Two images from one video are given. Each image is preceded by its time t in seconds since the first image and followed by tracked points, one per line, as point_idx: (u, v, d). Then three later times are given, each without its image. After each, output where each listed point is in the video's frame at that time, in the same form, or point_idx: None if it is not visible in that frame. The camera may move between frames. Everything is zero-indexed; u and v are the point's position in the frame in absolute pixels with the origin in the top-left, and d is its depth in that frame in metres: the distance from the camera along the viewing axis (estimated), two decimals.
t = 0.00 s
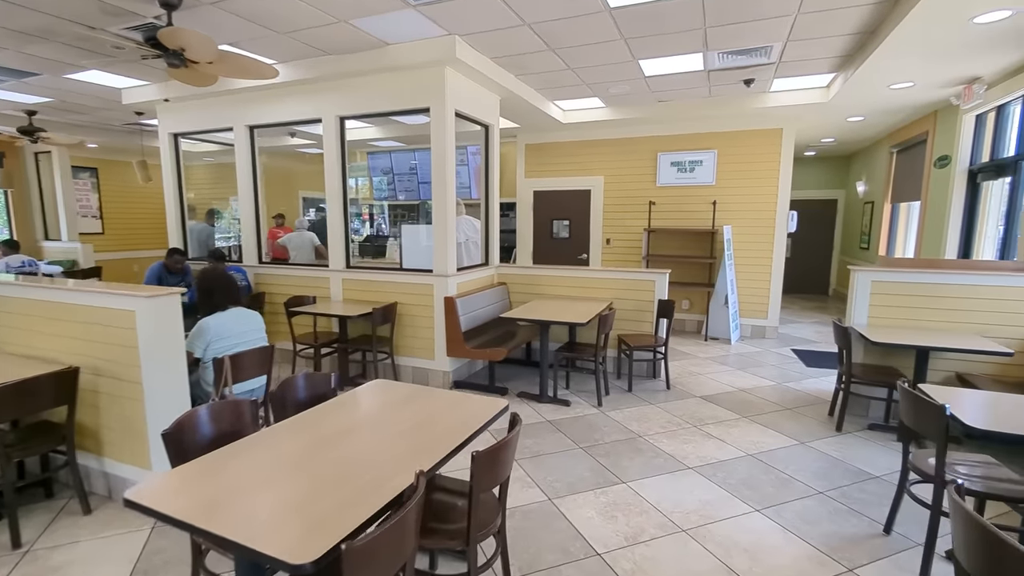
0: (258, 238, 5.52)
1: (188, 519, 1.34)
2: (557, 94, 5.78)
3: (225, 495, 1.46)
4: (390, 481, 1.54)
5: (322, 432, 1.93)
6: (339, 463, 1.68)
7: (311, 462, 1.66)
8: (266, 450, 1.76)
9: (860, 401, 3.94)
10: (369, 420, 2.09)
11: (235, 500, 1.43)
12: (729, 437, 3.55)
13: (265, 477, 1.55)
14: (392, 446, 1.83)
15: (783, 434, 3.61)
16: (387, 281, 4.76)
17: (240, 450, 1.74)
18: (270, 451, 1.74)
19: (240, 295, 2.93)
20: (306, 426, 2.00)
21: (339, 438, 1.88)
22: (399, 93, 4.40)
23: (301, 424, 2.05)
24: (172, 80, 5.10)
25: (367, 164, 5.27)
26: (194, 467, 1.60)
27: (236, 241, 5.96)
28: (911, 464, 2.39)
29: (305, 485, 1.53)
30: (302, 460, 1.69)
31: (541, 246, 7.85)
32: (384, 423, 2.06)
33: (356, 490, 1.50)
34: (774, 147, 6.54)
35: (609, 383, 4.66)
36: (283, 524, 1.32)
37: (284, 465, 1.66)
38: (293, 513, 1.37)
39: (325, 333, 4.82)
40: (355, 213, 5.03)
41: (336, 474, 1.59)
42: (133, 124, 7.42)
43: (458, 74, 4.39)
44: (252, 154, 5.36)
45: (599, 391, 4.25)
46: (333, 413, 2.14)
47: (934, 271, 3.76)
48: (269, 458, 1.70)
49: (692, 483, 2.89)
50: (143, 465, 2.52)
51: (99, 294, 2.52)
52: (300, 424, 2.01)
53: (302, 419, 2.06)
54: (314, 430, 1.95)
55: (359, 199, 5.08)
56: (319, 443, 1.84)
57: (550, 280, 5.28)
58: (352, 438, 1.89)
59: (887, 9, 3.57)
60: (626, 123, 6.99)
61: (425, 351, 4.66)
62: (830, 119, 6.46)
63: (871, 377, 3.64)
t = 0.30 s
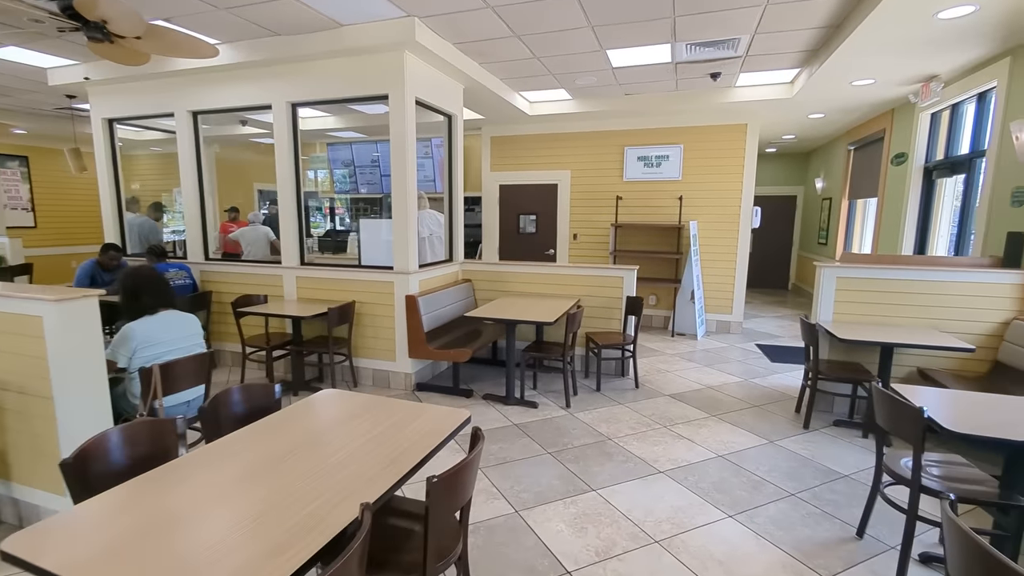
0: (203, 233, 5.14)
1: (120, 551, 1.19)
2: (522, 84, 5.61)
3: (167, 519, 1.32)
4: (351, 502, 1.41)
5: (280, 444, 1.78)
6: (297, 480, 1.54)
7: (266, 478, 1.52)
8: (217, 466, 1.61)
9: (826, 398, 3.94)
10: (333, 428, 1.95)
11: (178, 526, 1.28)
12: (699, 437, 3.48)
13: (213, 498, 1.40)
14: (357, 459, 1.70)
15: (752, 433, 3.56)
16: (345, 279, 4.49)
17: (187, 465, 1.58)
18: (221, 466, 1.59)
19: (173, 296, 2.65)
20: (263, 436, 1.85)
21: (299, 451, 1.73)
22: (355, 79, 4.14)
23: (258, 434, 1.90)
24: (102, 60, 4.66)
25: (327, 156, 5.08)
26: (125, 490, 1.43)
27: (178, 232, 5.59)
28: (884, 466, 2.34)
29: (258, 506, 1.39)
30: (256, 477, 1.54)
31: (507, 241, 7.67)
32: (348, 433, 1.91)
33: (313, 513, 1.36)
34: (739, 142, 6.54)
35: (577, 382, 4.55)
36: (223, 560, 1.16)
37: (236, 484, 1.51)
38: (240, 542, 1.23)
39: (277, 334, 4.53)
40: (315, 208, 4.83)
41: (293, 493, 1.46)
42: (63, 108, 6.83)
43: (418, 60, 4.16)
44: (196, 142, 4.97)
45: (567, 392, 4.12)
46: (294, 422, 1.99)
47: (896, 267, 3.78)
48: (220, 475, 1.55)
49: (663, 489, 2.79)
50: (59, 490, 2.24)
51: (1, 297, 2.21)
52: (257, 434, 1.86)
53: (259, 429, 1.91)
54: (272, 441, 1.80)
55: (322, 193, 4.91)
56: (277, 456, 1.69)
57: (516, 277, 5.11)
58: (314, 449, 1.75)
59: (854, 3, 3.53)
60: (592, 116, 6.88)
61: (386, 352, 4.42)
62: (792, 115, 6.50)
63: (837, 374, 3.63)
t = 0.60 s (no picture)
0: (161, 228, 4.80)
1: None
2: (502, 75, 5.39)
3: (116, 545, 1.18)
4: (323, 520, 1.30)
5: (247, 456, 1.64)
6: (265, 496, 1.41)
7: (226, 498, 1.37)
8: (176, 482, 1.47)
9: (815, 401, 3.81)
10: (304, 437, 1.82)
11: (124, 555, 1.14)
12: (687, 444, 3.31)
13: (166, 521, 1.26)
14: (330, 471, 1.58)
15: (741, 439, 3.41)
16: (312, 278, 4.21)
17: (143, 481, 1.43)
18: (181, 481, 1.45)
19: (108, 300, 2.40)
20: (226, 448, 1.69)
21: (265, 464, 1.59)
22: (322, 64, 3.87)
23: (222, 445, 1.76)
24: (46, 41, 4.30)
25: (303, 150, 4.76)
26: (57, 518, 1.26)
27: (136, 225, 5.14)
28: (886, 478, 2.18)
29: (221, 527, 1.26)
30: (215, 496, 1.40)
31: (487, 238, 7.45)
32: (321, 441, 1.79)
33: (285, 534, 1.24)
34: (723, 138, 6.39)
35: (559, 386, 4.35)
36: None
37: (196, 501, 1.37)
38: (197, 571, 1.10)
39: (239, 337, 4.24)
40: (291, 205, 4.70)
41: (261, 511, 1.33)
42: (11, 96, 6.39)
43: (389, 44, 3.91)
44: (151, 131, 4.64)
45: (549, 397, 3.92)
46: (260, 431, 1.85)
47: (888, 265, 3.66)
48: (180, 490, 1.41)
49: (652, 503, 2.61)
50: None
51: None
52: (221, 445, 1.72)
53: (223, 438, 1.77)
54: (239, 452, 1.67)
55: (298, 190, 4.76)
56: (242, 469, 1.56)
57: (495, 276, 4.89)
58: (283, 461, 1.62)
59: None
60: (574, 110, 6.69)
61: (357, 356, 4.15)
62: (776, 110, 6.40)
63: (828, 376, 3.49)
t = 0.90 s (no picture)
0: (115, 228, 4.47)
1: None
2: (482, 68, 5.16)
3: None
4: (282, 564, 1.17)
5: (218, 478, 1.55)
6: (220, 534, 1.28)
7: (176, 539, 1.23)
8: (141, 507, 1.37)
9: (806, 411, 3.66)
10: (280, 454, 1.71)
11: None
12: (676, 461, 3.13)
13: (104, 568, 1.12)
14: (298, 499, 1.45)
15: (732, 454, 3.23)
16: (276, 282, 3.91)
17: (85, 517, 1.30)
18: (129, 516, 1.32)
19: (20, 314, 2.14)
20: (186, 474, 1.56)
21: (226, 494, 1.46)
22: (287, 53, 3.60)
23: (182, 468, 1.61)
24: None
25: (280, 148, 4.57)
26: None
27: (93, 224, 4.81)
28: (896, 508, 2.00)
29: (181, 560, 1.17)
30: (166, 533, 1.26)
31: (468, 238, 7.20)
32: (292, 463, 1.66)
33: (246, 568, 1.15)
34: (709, 136, 6.24)
35: (542, 396, 4.14)
36: None
37: (143, 540, 1.23)
38: None
39: (198, 346, 3.94)
40: (264, 203, 4.41)
41: (215, 552, 1.20)
42: None
43: (360, 32, 3.65)
44: (103, 123, 4.30)
45: (530, 409, 3.71)
46: (236, 449, 1.75)
47: (882, 270, 3.52)
48: (142, 517, 1.32)
49: (639, 530, 2.42)
50: None
51: None
52: (193, 465, 1.62)
53: (195, 458, 1.66)
54: (211, 473, 1.57)
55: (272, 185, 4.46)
56: (212, 492, 1.46)
57: (474, 279, 4.66)
58: (255, 483, 1.52)
59: None
60: (557, 107, 6.48)
61: (326, 366, 3.88)
62: (762, 109, 6.27)
63: (822, 386, 3.34)
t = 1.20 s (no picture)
0: (59, 224, 4.12)
1: None
2: (460, 57, 4.91)
3: None
4: None
5: (177, 491, 1.39)
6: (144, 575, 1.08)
7: None
8: (73, 532, 1.20)
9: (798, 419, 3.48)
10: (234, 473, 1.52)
11: None
12: (663, 475, 2.92)
13: None
14: (245, 529, 1.25)
15: (723, 466, 3.04)
16: (234, 283, 3.61)
17: None
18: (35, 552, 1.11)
19: None
20: (119, 497, 1.35)
21: (161, 523, 1.26)
22: (244, 34, 3.31)
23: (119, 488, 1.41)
24: None
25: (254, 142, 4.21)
26: None
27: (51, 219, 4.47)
28: (909, 535, 1.80)
29: None
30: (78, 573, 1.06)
31: (447, 236, 6.94)
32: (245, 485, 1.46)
33: None
34: (696, 133, 6.07)
35: (521, 404, 3.91)
36: None
37: None
38: None
39: (149, 353, 3.63)
40: (240, 201, 4.04)
41: None
42: None
43: (324, 12, 3.38)
44: (44, 110, 3.95)
45: (508, 419, 3.48)
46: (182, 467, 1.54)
47: (878, 271, 3.36)
48: (53, 552, 1.12)
49: (625, 556, 2.20)
50: None
51: None
52: (154, 476, 1.47)
53: (146, 472, 1.49)
54: (171, 486, 1.42)
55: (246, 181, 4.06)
56: (152, 518, 1.27)
57: (451, 280, 4.41)
58: (198, 509, 1.32)
59: None
60: (540, 101, 6.26)
61: (289, 374, 3.60)
62: (749, 105, 6.12)
63: (815, 393, 3.17)
